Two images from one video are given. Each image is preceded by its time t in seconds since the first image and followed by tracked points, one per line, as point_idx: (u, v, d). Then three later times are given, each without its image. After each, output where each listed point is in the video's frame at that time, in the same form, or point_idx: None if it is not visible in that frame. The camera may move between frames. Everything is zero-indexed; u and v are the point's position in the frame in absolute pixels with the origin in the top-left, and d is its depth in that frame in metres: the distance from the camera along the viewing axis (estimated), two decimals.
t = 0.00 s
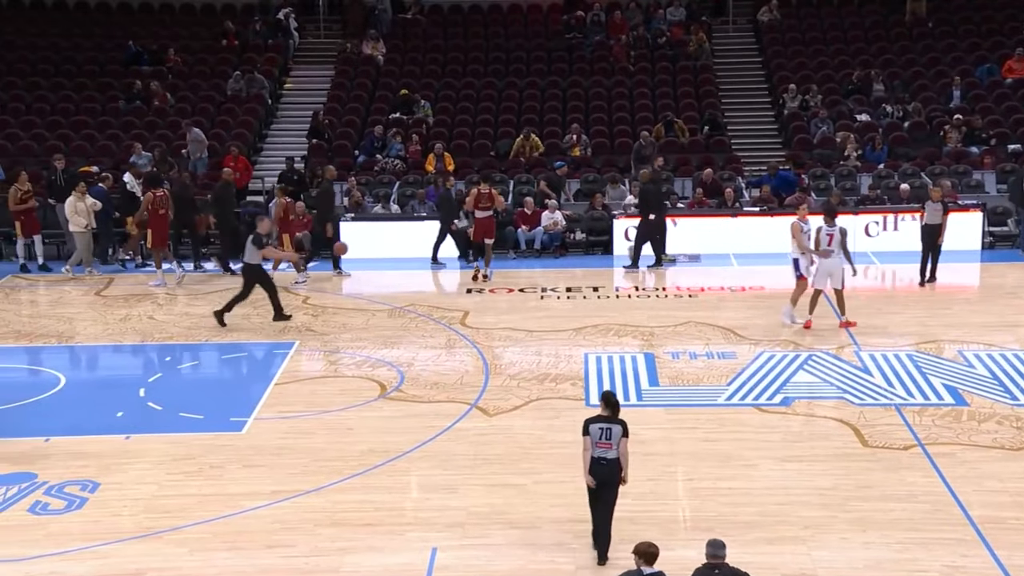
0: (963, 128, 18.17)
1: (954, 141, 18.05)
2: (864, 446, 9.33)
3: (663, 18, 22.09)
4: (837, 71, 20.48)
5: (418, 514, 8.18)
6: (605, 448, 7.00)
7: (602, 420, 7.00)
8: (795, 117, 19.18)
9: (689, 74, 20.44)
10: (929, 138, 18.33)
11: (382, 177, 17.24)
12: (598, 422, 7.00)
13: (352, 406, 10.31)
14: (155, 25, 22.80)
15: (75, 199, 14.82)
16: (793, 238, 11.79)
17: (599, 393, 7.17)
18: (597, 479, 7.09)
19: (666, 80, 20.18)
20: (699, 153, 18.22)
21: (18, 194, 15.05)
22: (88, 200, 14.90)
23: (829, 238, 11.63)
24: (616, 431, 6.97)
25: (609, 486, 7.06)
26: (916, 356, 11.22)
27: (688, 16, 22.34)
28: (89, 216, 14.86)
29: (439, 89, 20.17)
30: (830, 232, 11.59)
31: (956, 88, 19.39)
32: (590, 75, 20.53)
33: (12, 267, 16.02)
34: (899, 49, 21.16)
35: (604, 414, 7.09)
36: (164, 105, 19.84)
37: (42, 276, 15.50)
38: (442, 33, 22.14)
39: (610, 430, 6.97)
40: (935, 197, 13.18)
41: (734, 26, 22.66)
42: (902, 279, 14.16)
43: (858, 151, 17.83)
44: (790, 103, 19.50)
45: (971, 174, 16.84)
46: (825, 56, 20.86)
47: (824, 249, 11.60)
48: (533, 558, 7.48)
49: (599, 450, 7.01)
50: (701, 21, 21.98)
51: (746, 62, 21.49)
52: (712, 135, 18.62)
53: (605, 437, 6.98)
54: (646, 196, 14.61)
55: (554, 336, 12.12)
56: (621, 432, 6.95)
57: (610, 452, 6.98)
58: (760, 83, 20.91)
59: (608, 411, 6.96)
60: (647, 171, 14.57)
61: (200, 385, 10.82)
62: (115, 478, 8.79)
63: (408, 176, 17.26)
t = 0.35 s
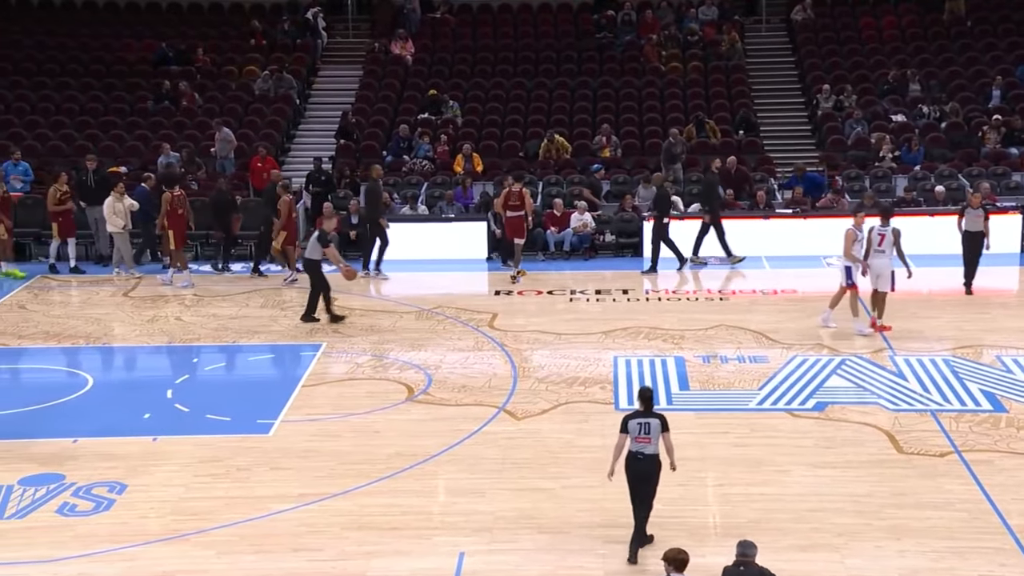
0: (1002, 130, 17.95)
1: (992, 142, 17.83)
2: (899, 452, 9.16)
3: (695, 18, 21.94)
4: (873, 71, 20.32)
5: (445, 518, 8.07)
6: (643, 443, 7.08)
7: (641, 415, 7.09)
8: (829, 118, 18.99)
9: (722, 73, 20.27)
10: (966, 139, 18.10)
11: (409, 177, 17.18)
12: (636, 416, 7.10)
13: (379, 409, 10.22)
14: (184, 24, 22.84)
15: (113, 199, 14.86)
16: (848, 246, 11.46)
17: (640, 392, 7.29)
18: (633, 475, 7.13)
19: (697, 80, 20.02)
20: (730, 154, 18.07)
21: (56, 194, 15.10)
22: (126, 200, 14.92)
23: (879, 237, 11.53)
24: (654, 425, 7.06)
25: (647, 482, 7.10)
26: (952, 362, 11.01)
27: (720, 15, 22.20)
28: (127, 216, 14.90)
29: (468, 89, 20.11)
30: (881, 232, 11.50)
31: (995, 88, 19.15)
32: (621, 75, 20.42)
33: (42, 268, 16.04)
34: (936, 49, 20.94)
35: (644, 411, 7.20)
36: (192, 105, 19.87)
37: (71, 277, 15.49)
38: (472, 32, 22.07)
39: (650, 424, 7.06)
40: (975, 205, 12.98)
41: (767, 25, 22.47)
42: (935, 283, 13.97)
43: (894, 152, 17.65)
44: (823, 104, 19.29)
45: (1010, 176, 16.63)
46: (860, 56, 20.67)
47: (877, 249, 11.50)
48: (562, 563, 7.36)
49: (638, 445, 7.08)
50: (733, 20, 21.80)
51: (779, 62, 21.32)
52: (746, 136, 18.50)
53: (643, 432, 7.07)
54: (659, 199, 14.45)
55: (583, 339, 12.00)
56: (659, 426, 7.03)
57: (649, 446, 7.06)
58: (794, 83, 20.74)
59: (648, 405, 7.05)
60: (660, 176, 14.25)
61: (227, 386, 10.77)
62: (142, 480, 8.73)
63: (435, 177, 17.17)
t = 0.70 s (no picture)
0: None
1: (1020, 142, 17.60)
2: (924, 458, 8.99)
3: (717, 16, 21.76)
4: (898, 70, 20.14)
5: (462, 523, 7.95)
6: (675, 437, 7.01)
7: (670, 409, 7.00)
8: (853, 118, 18.79)
9: (744, 72, 20.09)
10: (994, 139, 17.88)
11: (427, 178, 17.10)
12: (667, 410, 7.03)
13: (396, 412, 10.11)
14: (202, 24, 22.83)
15: (140, 201, 14.85)
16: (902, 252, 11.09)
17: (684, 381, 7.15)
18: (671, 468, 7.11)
19: (718, 80, 19.85)
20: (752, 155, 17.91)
21: (81, 194, 15.08)
22: (153, 200, 14.93)
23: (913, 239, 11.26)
24: (682, 420, 6.95)
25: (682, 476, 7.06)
26: (977, 366, 10.84)
27: (742, 13, 22.03)
28: (155, 218, 14.89)
29: (486, 89, 20.01)
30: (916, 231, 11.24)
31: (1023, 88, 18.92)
32: (641, 75, 20.30)
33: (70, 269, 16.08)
34: (963, 48, 20.74)
35: (679, 403, 7.09)
36: (208, 105, 19.82)
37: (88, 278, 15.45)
38: (490, 31, 21.99)
39: (678, 419, 6.97)
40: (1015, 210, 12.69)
41: (790, 25, 22.30)
42: (960, 286, 13.79)
43: (920, 152, 17.46)
44: (847, 104, 19.03)
45: None
46: (884, 56, 20.49)
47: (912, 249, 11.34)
48: (581, 569, 7.23)
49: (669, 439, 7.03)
50: (755, 19, 21.60)
51: (802, 62, 21.14)
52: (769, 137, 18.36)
53: (673, 426, 6.99)
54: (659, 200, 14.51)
55: (603, 342, 11.87)
56: (684, 422, 6.92)
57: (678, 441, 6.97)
58: (817, 82, 20.57)
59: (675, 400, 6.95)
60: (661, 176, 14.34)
61: (243, 389, 10.67)
62: (157, 483, 8.65)
63: (454, 177, 17.09)
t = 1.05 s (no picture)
0: None
1: None
2: (931, 463, 8.85)
3: (721, 16, 21.62)
4: (905, 70, 20.02)
5: (463, 529, 7.82)
6: (702, 432, 7.09)
7: (700, 404, 7.11)
8: (859, 119, 18.67)
9: (749, 72, 19.96)
10: (1002, 141, 17.75)
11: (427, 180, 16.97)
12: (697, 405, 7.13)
13: (397, 416, 9.98)
14: (200, 24, 22.71)
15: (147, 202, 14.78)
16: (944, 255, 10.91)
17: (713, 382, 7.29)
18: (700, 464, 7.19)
19: (723, 80, 19.73)
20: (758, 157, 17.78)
21: (88, 198, 14.76)
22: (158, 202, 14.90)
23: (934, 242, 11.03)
24: (710, 415, 7.05)
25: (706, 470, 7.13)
26: (985, 371, 10.70)
27: (746, 13, 21.92)
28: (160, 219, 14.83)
29: (488, 89, 19.89)
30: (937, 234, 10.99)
31: None
32: (644, 75, 20.18)
33: (71, 271, 15.98)
34: (971, 48, 20.61)
35: (708, 400, 7.19)
36: (205, 105, 19.70)
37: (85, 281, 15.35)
38: (491, 31, 21.86)
39: (707, 413, 7.07)
40: None
41: (795, 25, 22.20)
42: (967, 289, 13.66)
43: (926, 154, 17.33)
44: (853, 105, 19.02)
45: None
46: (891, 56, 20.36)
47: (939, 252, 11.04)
48: None
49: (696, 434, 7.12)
50: (759, 18, 21.47)
51: (806, 62, 21.01)
52: (774, 137, 18.22)
53: (701, 420, 7.09)
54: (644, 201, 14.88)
55: (606, 345, 11.74)
56: (713, 417, 7.01)
57: (706, 435, 7.07)
58: (822, 82, 20.44)
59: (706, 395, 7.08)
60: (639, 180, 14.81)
61: (241, 394, 10.54)
62: (153, 489, 8.51)
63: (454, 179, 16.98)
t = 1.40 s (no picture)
0: None
1: None
2: (932, 469, 8.71)
3: (719, 16, 21.50)
4: (904, 70, 19.91)
5: (457, 536, 7.67)
6: (718, 428, 7.20)
7: (716, 401, 7.19)
8: (859, 120, 18.56)
9: (747, 73, 19.84)
10: (1004, 142, 17.65)
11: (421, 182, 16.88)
12: (713, 401, 7.21)
13: (390, 422, 9.83)
14: (192, 23, 22.54)
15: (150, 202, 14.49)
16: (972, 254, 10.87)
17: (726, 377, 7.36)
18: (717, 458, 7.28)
19: (721, 81, 19.60)
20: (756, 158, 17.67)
21: (88, 202, 14.42)
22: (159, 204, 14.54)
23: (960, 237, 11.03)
24: (728, 412, 7.14)
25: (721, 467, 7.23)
26: (987, 376, 10.56)
27: (744, 12, 21.82)
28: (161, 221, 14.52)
29: (482, 90, 19.77)
30: (967, 233, 10.92)
31: None
32: (641, 76, 20.06)
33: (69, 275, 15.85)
34: (972, 48, 20.49)
35: (725, 396, 7.27)
36: (196, 106, 19.54)
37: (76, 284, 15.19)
38: (486, 31, 21.73)
39: (724, 410, 7.16)
40: None
41: (794, 24, 22.10)
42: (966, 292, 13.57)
43: (926, 155, 17.22)
44: (853, 106, 18.93)
45: None
46: (890, 56, 20.25)
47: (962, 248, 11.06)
48: None
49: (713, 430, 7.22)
50: (756, 18, 21.36)
51: (805, 63, 20.89)
52: (772, 138, 18.10)
53: (718, 417, 7.19)
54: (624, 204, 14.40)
55: (602, 350, 11.60)
56: (731, 414, 7.10)
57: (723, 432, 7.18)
58: (821, 83, 20.33)
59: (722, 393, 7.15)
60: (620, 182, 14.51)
61: (231, 399, 10.38)
62: (141, 496, 8.36)
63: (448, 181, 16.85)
